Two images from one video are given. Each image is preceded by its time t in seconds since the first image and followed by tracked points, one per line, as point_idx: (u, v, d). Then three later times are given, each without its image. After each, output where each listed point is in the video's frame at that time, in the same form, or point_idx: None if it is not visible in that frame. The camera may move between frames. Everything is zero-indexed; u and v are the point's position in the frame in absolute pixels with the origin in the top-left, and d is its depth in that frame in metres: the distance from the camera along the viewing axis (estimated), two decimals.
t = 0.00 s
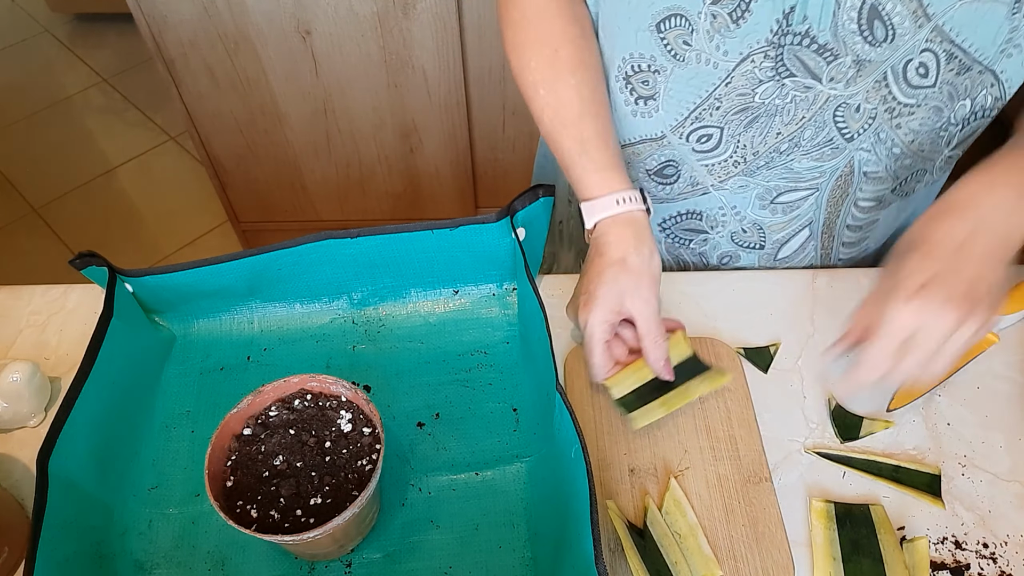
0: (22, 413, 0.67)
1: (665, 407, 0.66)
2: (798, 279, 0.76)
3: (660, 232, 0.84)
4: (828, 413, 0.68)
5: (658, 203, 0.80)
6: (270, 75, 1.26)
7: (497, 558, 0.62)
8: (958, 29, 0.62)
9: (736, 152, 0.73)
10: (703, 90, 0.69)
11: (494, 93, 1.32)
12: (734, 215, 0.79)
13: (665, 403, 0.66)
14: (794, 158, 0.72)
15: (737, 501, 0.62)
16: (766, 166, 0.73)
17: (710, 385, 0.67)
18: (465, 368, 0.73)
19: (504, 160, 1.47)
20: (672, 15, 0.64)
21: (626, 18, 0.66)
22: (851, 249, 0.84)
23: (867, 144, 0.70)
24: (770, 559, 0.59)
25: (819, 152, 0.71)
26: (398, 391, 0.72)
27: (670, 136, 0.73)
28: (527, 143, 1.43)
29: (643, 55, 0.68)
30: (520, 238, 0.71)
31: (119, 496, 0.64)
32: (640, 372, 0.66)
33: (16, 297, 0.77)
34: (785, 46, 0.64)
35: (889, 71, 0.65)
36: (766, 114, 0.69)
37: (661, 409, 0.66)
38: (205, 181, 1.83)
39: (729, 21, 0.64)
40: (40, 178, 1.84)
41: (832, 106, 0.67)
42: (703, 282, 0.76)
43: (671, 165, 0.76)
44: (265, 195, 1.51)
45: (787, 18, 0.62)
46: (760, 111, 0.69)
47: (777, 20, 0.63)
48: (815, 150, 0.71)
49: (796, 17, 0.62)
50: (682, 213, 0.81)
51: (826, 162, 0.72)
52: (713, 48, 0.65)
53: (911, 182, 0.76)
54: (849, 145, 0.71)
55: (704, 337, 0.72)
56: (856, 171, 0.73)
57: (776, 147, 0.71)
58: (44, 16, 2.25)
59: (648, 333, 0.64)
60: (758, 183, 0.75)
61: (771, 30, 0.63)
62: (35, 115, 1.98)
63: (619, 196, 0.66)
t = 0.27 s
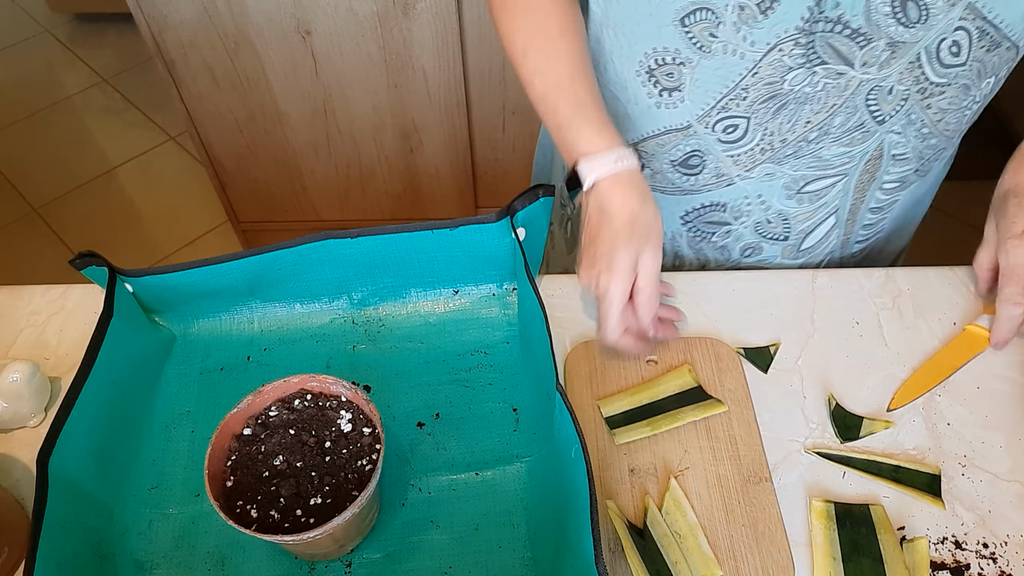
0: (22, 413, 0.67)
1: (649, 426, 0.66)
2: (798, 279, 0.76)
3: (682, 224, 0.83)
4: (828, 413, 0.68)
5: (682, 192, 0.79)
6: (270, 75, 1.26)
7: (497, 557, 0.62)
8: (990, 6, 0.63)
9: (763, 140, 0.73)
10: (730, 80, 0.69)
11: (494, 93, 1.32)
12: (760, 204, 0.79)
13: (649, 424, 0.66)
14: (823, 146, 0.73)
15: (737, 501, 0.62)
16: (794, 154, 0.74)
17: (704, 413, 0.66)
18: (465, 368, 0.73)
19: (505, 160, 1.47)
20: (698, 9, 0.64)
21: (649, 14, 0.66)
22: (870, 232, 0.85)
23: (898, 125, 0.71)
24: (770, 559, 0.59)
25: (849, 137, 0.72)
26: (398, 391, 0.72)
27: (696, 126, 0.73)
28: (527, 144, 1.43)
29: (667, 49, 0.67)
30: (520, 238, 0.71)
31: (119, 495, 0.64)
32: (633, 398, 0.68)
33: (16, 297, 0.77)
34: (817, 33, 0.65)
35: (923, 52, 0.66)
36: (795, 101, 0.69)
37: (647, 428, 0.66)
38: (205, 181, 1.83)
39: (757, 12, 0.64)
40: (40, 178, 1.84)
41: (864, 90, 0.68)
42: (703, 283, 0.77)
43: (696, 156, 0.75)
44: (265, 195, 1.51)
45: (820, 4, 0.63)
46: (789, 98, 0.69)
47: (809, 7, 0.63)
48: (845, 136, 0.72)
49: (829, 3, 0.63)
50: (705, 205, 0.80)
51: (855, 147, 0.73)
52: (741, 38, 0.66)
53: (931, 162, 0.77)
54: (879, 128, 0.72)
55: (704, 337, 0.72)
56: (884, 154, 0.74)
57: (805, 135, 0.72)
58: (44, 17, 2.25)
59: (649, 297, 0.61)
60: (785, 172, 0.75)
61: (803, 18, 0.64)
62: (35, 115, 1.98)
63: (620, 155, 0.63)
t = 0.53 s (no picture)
0: (22, 413, 0.67)
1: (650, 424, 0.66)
2: (798, 279, 0.76)
3: (698, 214, 0.83)
4: (828, 413, 0.68)
5: (699, 185, 0.79)
6: (270, 75, 1.26)
7: (497, 557, 0.62)
8: None
9: (778, 131, 0.73)
10: (745, 75, 0.69)
11: (494, 93, 1.32)
12: (775, 191, 0.79)
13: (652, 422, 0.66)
14: (835, 133, 0.73)
15: (737, 501, 0.62)
16: (807, 143, 0.74)
17: (703, 413, 0.67)
18: (465, 368, 0.73)
19: (505, 160, 1.47)
20: (713, 6, 0.65)
21: (663, 12, 0.66)
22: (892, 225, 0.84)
23: (911, 113, 0.71)
24: (770, 559, 0.58)
25: (863, 123, 0.72)
26: (398, 391, 0.72)
27: (711, 121, 0.73)
28: (527, 144, 1.43)
29: (682, 46, 0.68)
30: (520, 238, 0.71)
31: (119, 496, 0.64)
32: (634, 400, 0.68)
33: (16, 297, 0.77)
34: (831, 25, 0.66)
35: (936, 42, 0.66)
36: (809, 93, 0.70)
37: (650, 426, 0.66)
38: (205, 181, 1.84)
39: (773, 7, 0.65)
40: (40, 178, 1.84)
41: (877, 79, 0.69)
42: (704, 283, 0.77)
43: (711, 150, 0.75)
44: (265, 195, 1.52)
45: None
46: (804, 90, 0.70)
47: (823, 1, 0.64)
48: (858, 122, 0.72)
49: None
50: (722, 195, 0.80)
51: (869, 133, 0.73)
52: (756, 34, 0.67)
53: (947, 153, 0.77)
54: (892, 116, 0.71)
55: (704, 338, 0.72)
56: (898, 142, 0.74)
57: (819, 124, 0.72)
58: (44, 17, 2.25)
59: (674, 378, 0.60)
60: (800, 159, 0.76)
61: (817, 12, 0.65)
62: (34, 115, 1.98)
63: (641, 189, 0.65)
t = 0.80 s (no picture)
0: (22, 413, 0.67)
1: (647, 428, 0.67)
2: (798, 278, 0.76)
3: (707, 212, 0.84)
4: (828, 412, 0.68)
5: (707, 184, 0.80)
6: (270, 75, 1.26)
7: (497, 557, 0.62)
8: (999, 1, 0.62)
9: (782, 134, 0.73)
10: (748, 77, 0.69)
11: (494, 93, 1.32)
12: (781, 190, 0.80)
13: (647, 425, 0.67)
14: (837, 133, 0.73)
15: (737, 501, 0.61)
16: (811, 141, 0.74)
17: (705, 430, 0.66)
18: (465, 368, 0.73)
19: (505, 160, 1.47)
20: (714, 10, 0.64)
21: (663, 14, 0.66)
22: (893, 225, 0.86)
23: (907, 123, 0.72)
24: (770, 559, 0.58)
25: (861, 131, 0.73)
26: (398, 392, 0.72)
27: (716, 122, 0.73)
28: (527, 144, 1.43)
29: (684, 49, 0.68)
30: (520, 238, 0.71)
31: (119, 496, 0.64)
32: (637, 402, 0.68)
33: (16, 298, 0.77)
34: (830, 28, 0.64)
35: (932, 48, 0.66)
36: (810, 95, 0.70)
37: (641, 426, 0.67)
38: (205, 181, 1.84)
39: (773, 10, 0.63)
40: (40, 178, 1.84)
41: (875, 83, 0.68)
42: (704, 283, 0.77)
43: (718, 149, 0.76)
44: (265, 195, 1.52)
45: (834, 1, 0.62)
46: (806, 92, 0.69)
47: (822, 5, 0.63)
48: (856, 128, 0.73)
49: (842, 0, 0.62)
50: (729, 195, 0.81)
51: (867, 143, 0.75)
52: (757, 36, 0.65)
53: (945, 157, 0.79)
54: (888, 128, 0.73)
55: (704, 338, 0.72)
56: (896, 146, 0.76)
57: (821, 123, 0.72)
58: (44, 17, 2.25)
59: (662, 387, 0.66)
60: (804, 158, 0.76)
61: (816, 15, 0.63)
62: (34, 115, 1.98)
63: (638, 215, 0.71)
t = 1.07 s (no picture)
0: (22, 413, 0.67)
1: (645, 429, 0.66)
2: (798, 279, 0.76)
3: (698, 214, 0.85)
4: (828, 412, 0.68)
5: (695, 183, 0.80)
6: (270, 75, 1.26)
7: (497, 557, 0.62)
8: (984, 6, 0.61)
9: (769, 138, 0.73)
10: (735, 79, 0.69)
11: (494, 93, 1.32)
12: (769, 198, 0.81)
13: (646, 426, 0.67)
14: (825, 141, 0.74)
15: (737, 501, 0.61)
16: (798, 150, 0.75)
17: (705, 432, 0.65)
18: (465, 368, 0.73)
19: (504, 161, 1.47)
20: (700, 13, 0.65)
21: (651, 17, 0.66)
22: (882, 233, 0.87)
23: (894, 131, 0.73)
24: (770, 559, 0.58)
25: (847, 138, 0.73)
26: (398, 391, 0.72)
27: (705, 124, 0.73)
28: (527, 144, 1.43)
29: (672, 51, 0.68)
30: (520, 238, 0.71)
31: (119, 496, 0.64)
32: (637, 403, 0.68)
33: (16, 298, 0.77)
34: (814, 34, 0.64)
35: (917, 55, 0.65)
36: (797, 100, 0.70)
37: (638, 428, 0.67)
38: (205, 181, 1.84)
39: (758, 14, 0.64)
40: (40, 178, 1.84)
41: (861, 88, 0.68)
42: (704, 283, 0.77)
43: (707, 151, 0.76)
44: (265, 195, 1.52)
45: (817, 6, 0.62)
46: (791, 98, 0.70)
47: (806, 9, 0.63)
48: (844, 135, 0.73)
49: (826, 5, 0.62)
50: (718, 196, 0.81)
51: (853, 149, 0.75)
52: (743, 39, 0.66)
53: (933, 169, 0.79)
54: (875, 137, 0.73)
55: (704, 338, 0.72)
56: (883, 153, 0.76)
57: (808, 130, 0.72)
58: (44, 17, 2.25)
59: (661, 389, 0.66)
60: (791, 166, 0.77)
61: (800, 20, 0.63)
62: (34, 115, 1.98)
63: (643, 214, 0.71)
